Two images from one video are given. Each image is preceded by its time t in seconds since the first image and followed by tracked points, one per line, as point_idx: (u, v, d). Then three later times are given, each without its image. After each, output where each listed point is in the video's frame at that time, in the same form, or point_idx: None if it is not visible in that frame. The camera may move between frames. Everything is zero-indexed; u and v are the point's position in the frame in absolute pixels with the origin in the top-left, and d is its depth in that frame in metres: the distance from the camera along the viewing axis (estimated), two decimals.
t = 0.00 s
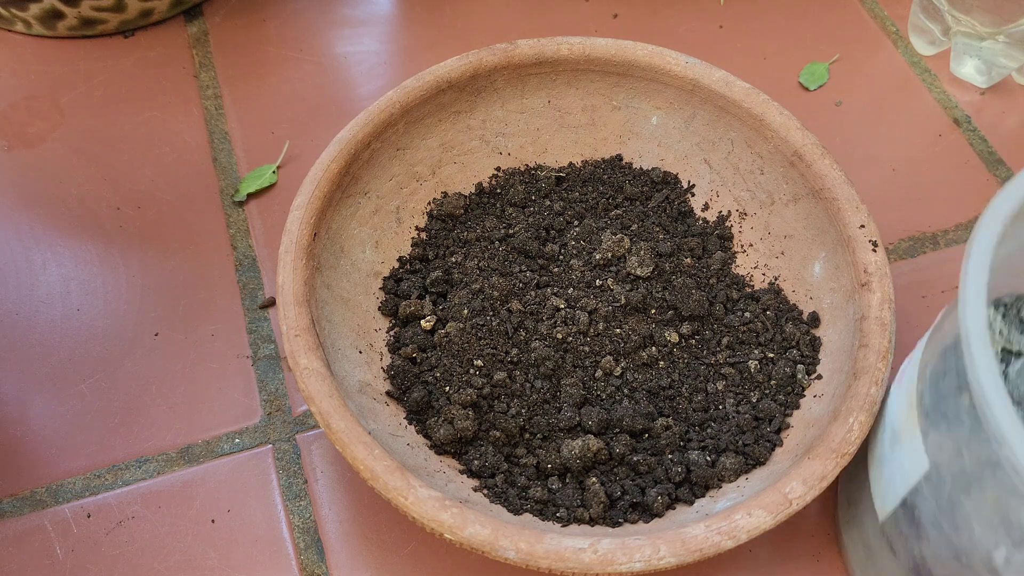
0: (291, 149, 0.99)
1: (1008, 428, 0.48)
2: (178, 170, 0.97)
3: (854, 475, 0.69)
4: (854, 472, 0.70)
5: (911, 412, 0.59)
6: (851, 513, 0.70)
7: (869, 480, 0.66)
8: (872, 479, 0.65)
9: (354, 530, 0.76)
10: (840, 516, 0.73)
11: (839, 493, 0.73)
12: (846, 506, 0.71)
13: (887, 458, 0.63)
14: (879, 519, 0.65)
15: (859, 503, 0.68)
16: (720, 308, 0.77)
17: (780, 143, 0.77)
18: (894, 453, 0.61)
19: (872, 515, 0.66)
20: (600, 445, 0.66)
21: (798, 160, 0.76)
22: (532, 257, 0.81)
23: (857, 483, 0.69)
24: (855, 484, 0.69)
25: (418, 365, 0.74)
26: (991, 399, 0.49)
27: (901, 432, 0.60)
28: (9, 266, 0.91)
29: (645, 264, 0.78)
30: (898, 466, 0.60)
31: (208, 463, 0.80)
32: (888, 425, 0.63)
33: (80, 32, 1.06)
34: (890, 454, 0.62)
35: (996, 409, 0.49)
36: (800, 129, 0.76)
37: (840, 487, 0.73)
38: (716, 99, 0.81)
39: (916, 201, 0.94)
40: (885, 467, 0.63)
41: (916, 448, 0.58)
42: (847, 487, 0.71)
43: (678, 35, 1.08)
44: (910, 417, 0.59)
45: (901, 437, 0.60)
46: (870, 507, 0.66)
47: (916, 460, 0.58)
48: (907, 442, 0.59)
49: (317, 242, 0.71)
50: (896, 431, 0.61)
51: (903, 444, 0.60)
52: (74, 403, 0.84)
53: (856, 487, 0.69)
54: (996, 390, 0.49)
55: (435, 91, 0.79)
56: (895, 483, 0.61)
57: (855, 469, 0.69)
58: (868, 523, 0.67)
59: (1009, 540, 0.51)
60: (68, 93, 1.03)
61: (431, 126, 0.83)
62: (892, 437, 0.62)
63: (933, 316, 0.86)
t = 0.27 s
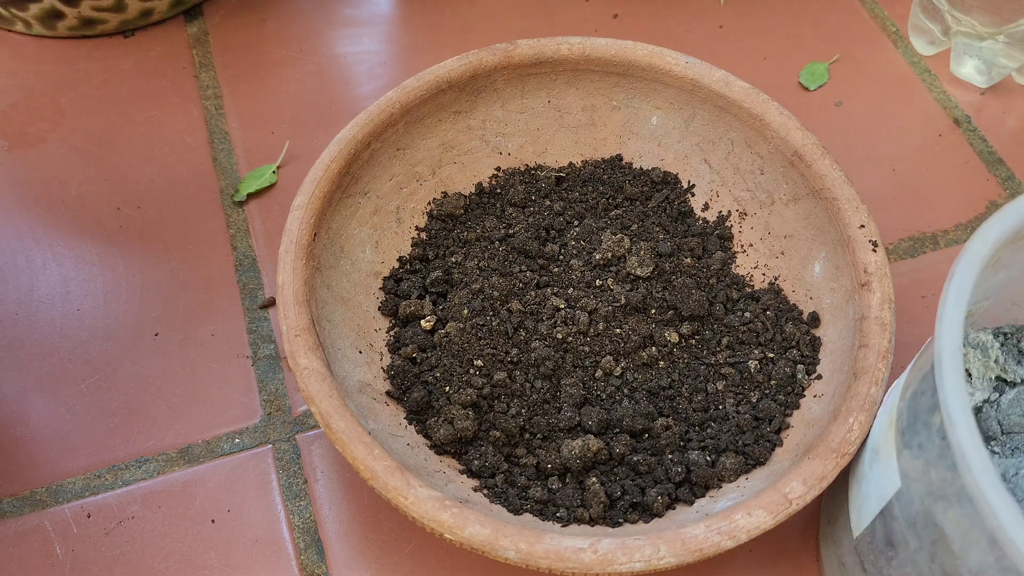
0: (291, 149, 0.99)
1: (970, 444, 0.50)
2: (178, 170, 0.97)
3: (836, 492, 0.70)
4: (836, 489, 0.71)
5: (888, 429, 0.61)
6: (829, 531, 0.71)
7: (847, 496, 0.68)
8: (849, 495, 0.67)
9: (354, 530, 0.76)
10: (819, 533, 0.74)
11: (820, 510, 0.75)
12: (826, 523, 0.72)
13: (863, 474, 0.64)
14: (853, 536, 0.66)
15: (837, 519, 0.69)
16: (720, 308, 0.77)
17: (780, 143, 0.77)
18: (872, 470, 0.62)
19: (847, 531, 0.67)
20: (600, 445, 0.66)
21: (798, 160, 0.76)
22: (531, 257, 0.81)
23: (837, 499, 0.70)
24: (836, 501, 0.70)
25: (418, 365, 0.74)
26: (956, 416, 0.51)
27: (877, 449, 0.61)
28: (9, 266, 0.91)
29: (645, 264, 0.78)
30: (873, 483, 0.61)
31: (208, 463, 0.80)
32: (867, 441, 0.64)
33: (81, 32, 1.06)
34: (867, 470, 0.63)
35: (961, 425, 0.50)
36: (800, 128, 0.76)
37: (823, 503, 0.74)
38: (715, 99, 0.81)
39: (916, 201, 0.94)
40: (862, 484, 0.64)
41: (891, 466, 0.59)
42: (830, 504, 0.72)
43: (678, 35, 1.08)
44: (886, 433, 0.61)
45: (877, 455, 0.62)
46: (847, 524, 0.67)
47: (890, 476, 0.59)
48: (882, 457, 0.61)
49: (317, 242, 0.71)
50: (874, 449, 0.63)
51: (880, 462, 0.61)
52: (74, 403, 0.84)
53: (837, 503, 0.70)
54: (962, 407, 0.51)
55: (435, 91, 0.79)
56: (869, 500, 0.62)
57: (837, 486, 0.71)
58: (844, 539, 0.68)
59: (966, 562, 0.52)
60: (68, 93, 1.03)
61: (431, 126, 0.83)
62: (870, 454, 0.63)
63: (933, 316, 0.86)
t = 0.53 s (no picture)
0: (291, 149, 0.99)
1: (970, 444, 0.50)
2: (178, 170, 0.97)
3: (836, 492, 0.70)
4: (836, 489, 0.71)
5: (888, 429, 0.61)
6: (829, 531, 0.71)
7: (847, 497, 0.67)
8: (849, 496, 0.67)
9: (354, 530, 0.76)
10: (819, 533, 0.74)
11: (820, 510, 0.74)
12: (827, 523, 0.72)
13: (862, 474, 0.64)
14: (853, 536, 0.66)
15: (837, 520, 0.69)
16: (720, 308, 0.77)
17: (780, 143, 0.77)
18: (872, 470, 0.62)
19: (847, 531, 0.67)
20: (600, 445, 0.66)
21: (798, 160, 0.76)
22: (532, 257, 0.81)
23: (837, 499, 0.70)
24: (837, 501, 0.70)
25: (418, 365, 0.74)
26: (956, 416, 0.51)
27: (878, 449, 0.61)
28: (9, 266, 0.91)
29: (645, 264, 0.78)
30: (873, 483, 0.61)
31: (208, 463, 0.80)
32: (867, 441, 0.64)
33: (80, 32, 1.06)
34: (867, 470, 0.63)
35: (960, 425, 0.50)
36: (800, 129, 0.76)
37: (824, 504, 0.74)
38: (715, 99, 0.81)
39: (916, 201, 0.94)
40: (862, 484, 0.64)
41: (891, 466, 0.59)
42: (829, 505, 0.72)
43: (678, 35, 1.08)
44: (886, 433, 0.61)
45: (878, 455, 0.62)
46: (847, 524, 0.67)
47: (889, 476, 0.59)
48: (882, 457, 0.61)
49: (317, 242, 0.71)
50: (874, 449, 0.63)
51: (880, 462, 0.61)
52: (74, 403, 0.84)
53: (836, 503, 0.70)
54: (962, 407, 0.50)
55: (435, 91, 0.79)
56: (869, 500, 0.62)
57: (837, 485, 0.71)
58: (844, 540, 0.68)
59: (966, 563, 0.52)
60: (68, 93, 1.03)
61: (431, 126, 0.83)
62: (870, 454, 0.63)
63: (932, 316, 0.86)
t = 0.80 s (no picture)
0: (291, 150, 0.99)
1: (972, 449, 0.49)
2: (178, 170, 0.97)
3: (837, 491, 0.70)
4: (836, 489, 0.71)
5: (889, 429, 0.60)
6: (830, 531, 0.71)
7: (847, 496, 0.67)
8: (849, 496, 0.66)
9: (354, 530, 0.76)
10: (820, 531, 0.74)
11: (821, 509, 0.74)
12: (827, 522, 0.72)
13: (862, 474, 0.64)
14: (853, 537, 0.65)
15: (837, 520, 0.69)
16: (720, 308, 0.77)
17: (780, 143, 0.77)
18: (872, 471, 0.62)
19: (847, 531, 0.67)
20: (600, 445, 0.66)
21: (798, 160, 0.76)
22: (532, 257, 0.81)
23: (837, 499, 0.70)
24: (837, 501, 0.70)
25: (418, 365, 0.74)
26: (956, 417, 0.51)
27: (878, 450, 0.61)
28: (9, 266, 0.91)
29: (645, 264, 0.78)
30: (873, 483, 0.61)
31: (208, 463, 0.80)
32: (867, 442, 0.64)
33: (80, 32, 1.06)
34: (867, 470, 0.63)
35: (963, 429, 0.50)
36: (800, 129, 0.76)
37: (824, 504, 0.73)
38: (715, 99, 0.81)
39: (916, 201, 0.94)
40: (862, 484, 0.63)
41: (890, 466, 0.59)
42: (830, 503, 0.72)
43: (678, 35, 1.08)
44: (886, 433, 0.60)
45: (877, 455, 0.61)
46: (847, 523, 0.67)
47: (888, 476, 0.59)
48: (882, 457, 0.61)
49: (317, 242, 0.71)
50: (874, 449, 0.62)
51: (879, 462, 0.61)
52: (74, 403, 0.84)
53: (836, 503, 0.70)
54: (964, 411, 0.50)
55: (435, 91, 0.79)
56: (869, 500, 0.62)
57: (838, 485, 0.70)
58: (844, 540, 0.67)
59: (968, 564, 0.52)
60: (68, 93, 1.03)
61: (431, 126, 0.83)
62: (869, 454, 0.63)
63: (933, 316, 0.86)
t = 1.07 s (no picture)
0: (291, 149, 0.99)
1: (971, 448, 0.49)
2: (178, 170, 0.97)
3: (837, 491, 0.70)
4: (836, 489, 0.70)
5: (888, 430, 0.60)
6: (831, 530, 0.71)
7: (847, 496, 0.67)
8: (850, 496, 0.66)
9: (354, 530, 0.76)
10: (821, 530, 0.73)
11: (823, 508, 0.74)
12: (827, 521, 0.72)
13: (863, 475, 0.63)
14: (854, 537, 0.65)
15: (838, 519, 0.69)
16: (720, 308, 0.77)
17: (780, 143, 0.77)
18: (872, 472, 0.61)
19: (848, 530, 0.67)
20: (600, 445, 0.66)
21: (798, 160, 0.76)
22: (532, 257, 0.81)
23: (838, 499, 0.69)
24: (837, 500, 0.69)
25: (418, 365, 0.74)
26: (956, 415, 0.51)
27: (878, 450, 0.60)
28: (9, 266, 0.91)
29: (645, 264, 0.78)
30: (875, 484, 0.60)
31: (208, 463, 0.80)
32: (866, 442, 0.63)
33: (80, 32, 1.06)
34: (867, 471, 0.62)
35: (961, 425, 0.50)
36: (800, 128, 0.76)
37: (825, 503, 0.73)
38: (715, 99, 0.81)
39: (916, 201, 0.94)
40: (862, 485, 0.63)
41: (892, 466, 0.58)
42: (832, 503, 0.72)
43: (678, 35, 1.08)
44: (886, 433, 0.60)
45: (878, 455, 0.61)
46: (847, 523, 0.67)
47: (888, 478, 0.59)
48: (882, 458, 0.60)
49: (318, 242, 0.71)
50: (874, 449, 0.62)
51: (880, 463, 0.60)
52: (74, 403, 0.84)
53: (837, 502, 0.69)
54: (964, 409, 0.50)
55: (435, 91, 0.79)
56: (869, 501, 0.62)
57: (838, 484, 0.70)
58: (846, 540, 0.67)
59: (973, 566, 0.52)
60: (68, 93, 1.03)
61: (431, 126, 0.83)
62: (869, 454, 0.62)
63: (933, 316, 0.86)
